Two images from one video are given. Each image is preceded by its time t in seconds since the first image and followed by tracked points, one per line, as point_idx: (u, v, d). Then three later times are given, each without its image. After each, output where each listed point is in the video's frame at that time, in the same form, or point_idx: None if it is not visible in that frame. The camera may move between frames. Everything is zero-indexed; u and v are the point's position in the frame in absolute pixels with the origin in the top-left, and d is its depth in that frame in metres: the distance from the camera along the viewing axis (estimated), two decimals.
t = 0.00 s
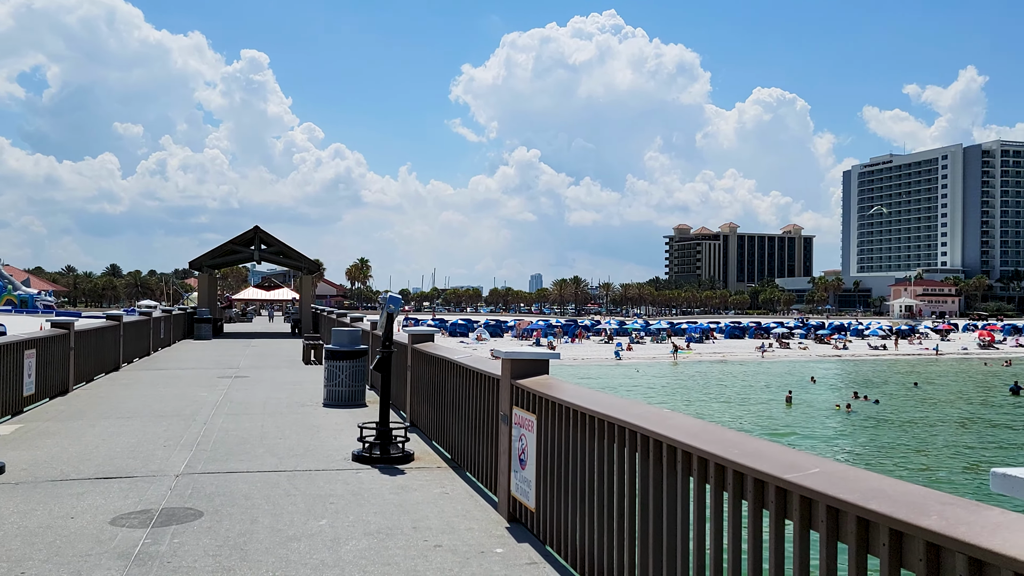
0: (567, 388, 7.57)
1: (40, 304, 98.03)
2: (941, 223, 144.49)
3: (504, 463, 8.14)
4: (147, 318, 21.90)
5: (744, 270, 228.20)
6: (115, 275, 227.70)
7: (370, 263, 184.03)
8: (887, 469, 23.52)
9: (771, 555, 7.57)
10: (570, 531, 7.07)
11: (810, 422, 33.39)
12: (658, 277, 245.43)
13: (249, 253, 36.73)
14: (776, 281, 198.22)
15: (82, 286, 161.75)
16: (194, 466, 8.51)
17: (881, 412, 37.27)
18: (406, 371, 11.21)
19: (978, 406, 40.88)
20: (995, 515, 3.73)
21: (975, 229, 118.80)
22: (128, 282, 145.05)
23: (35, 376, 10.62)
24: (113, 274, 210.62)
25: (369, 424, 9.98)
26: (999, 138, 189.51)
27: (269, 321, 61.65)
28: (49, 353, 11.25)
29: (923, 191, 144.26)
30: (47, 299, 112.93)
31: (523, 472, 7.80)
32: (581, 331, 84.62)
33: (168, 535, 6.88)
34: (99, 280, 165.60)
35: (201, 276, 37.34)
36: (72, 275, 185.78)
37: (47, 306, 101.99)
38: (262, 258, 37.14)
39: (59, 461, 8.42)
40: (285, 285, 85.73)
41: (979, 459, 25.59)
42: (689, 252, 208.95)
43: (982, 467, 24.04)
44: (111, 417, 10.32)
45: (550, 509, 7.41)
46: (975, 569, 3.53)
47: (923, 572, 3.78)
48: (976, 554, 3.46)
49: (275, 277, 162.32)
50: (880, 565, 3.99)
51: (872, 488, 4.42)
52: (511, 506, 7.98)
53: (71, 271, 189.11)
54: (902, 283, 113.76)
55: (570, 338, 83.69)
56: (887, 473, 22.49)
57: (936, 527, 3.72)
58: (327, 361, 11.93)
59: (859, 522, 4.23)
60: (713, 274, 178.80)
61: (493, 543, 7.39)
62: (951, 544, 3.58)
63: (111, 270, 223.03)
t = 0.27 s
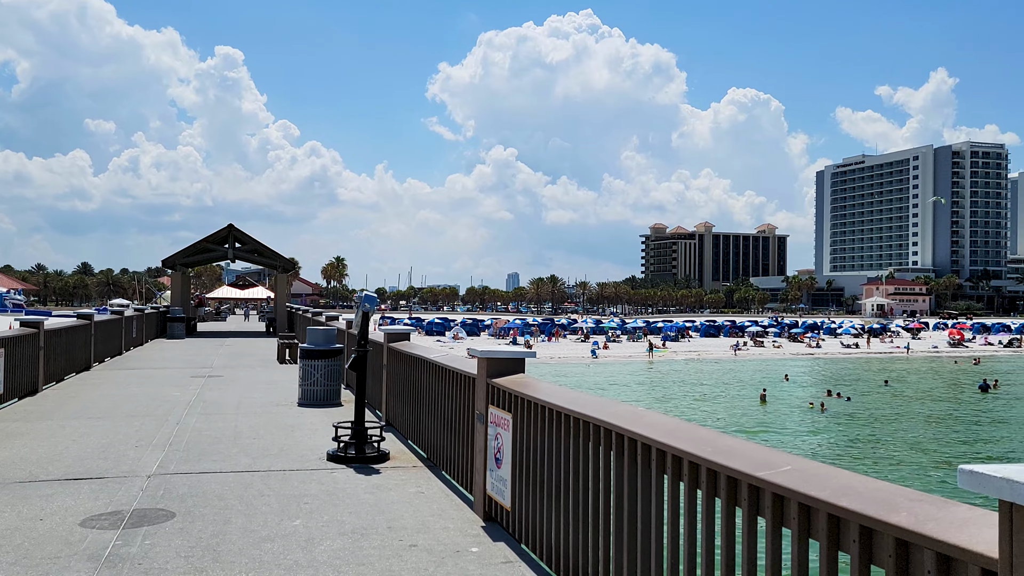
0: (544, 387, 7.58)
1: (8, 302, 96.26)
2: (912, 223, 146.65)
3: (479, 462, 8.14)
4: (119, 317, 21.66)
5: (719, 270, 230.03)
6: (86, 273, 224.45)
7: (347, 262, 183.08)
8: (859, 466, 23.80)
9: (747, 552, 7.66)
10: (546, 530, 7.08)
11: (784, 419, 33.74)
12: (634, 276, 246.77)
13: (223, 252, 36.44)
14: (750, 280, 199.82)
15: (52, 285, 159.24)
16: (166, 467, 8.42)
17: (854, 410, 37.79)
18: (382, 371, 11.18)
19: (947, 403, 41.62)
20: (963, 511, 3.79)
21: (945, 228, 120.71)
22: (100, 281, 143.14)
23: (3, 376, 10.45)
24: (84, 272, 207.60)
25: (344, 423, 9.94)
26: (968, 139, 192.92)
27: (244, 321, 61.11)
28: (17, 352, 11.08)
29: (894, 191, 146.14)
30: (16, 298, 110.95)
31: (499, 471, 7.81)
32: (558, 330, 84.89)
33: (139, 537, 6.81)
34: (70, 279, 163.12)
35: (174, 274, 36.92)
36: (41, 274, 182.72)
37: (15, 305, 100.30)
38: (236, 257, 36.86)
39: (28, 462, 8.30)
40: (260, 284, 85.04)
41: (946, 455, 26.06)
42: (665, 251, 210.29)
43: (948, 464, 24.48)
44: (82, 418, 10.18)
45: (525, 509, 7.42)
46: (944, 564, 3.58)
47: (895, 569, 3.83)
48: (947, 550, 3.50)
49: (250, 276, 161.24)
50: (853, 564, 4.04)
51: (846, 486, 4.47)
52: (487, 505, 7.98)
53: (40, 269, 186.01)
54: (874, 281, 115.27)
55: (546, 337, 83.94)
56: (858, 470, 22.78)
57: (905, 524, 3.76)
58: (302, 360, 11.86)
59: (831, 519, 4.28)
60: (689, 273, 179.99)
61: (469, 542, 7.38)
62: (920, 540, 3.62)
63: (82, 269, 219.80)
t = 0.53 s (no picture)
0: (520, 385, 7.59)
1: None
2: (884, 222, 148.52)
3: (456, 461, 8.13)
4: (90, 316, 21.42)
5: (695, 268, 231.74)
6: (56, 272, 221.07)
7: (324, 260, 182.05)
8: (830, 463, 24.10)
9: (722, 549, 7.74)
10: (522, 528, 7.09)
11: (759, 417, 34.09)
12: (611, 275, 247.68)
13: (196, 250, 36.13)
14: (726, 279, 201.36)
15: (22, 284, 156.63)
16: (138, 467, 8.34)
17: (827, 407, 38.26)
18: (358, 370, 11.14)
19: (917, 401, 42.29)
20: (930, 507, 3.86)
21: (916, 228, 122.40)
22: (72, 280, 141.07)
23: None
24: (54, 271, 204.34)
25: (319, 423, 9.90)
26: (939, 140, 195.97)
27: (219, 320, 60.57)
28: None
29: (867, 191, 147.86)
30: None
31: (475, 470, 7.81)
32: (535, 328, 85.16)
33: (110, 538, 6.73)
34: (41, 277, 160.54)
35: (147, 272, 36.52)
36: (10, 272, 179.63)
37: None
38: (209, 255, 36.55)
39: None
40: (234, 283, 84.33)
41: (914, 451, 26.50)
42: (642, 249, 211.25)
43: (916, 460, 24.91)
44: (51, 418, 10.04)
45: (501, 507, 7.43)
46: (911, 561, 3.63)
47: (864, 565, 3.88)
48: (914, 546, 3.55)
49: (225, 274, 160.06)
50: (823, 559, 4.09)
51: (816, 482, 4.53)
52: (462, 504, 7.97)
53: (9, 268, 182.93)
54: (847, 280, 116.62)
55: (523, 336, 84.12)
56: (830, 467, 23.07)
57: (876, 520, 3.81)
58: (277, 359, 11.80)
59: (802, 516, 4.33)
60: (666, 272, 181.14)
61: (444, 542, 7.38)
62: (890, 535, 3.67)
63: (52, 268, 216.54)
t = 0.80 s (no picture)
0: (499, 385, 7.58)
1: None
2: (859, 223, 150.29)
3: (433, 460, 8.12)
4: (64, 315, 21.20)
5: (673, 268, 233.38)
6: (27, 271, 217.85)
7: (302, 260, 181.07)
8: (803, 460, 24.36)
9: (698, 546, 7.81)
10: (500, 527, 7.09)
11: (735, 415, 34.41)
12: (590, 274, 248.51)
13: (171, 248, 35.80)
14: (703, 278, 202.77)
15: None
16: (112, 468, 8.26)
17: (803, 405, 38.68)
18: (335, 369, 11.10)
19: (890, 398, 42.90)
20: (903, 503, 3.90)
21: (890, 228, 123.97)
22: (44, 279, 139.02)
23: None
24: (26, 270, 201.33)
25: (296, 423, 9.85)
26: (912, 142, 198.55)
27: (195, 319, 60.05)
28: None
29: (842, 191, 149.44)
30: None
31: (452, 469, 7.80)
32: (514, 327, 85.29)
33: (82, 540, 6.65)
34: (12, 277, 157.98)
35: (121, 271, 36.19)
36: None
37: None
38: (184, 254, 36.22)
39: None
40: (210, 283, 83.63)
41: (885, 448, 26.90)
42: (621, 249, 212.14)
43: (887, 457, 25.28)
44: (24, 418, 9.92)
45: (479, 506, 7.41)
46: (884, 555, 3.66)
47: (835, 561, 3.95)
48: (886, 542, 3.59)
49: (201, 273, 158.86)
50: (796, 557, 4.12)
51: (791, 480, 4.56)
52: (440, 504, 7.95)
53: None
54: (822, 280, 117.85)
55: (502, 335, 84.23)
56: (804, 464, 23.32)
57: (846, 517, 3.86)
58: (253, 358, 11.73)
59: (776, 513, 4.37)
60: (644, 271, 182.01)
61: (421, 541, 7.35)
62: (863, 532, 3.71)
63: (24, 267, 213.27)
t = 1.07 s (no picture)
0: (475, 383, 7.59)
1: None
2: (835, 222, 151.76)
3: (410, 459, 8.11)
4: (35, 315, 20.91)
5: (652, 267, 234.31)
6: None
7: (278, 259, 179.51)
8: (778, 458, 24.59)
9: (676, 544, 7.88)
10: (476, 527, 7.10)
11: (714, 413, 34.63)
12: (569, 274, 249.09)
13: (146, 247, 35.44)
14: (682, 278, 204.00)
15: None
16: (84, 469, 8.17)
17: (779, 403, 39.04)
18: (313, 368, 11.05)
19: (864, 396, 43.46)
20: (878, 500, 3.94)
21: (864, 228, 125.44)
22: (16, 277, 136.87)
23: None
24: None
25: (272, 423, 9.80)
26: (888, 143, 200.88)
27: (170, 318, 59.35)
28: None
29: (817, 191, 150.87)
30: None
31: (429, 468, 7.79)
32: (492, 327, 85.29)
33: (53, 543, 6.57)
34: None
35: (95, 270, 35.79)
36: None
37: None
38: (160, 252, 35.87)
39: None
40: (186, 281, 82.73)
41: (858, 445, 27.24)
42: (600, 248, 212.80)
43: (859, 454, 25.61)
44: None
45: (455, 505, 7.41)
46: (857, 551, 3.70)
47: (808, 559, 3.99)
48: (858, 539, 3.63)
49: (176, 272, 157.28)
50: (771, 553, 4.16)
51: (765, 478, 4.60)
52: (417, 503, 7.94)
53: None
54: (798, 279, 118.96)
55: (481, 334, 84.22)
56: (778, 461, 23.55)
57: (820, 514, 3.89)
58: (229, 358, 11.65)
59: (751, 511, 4.40)
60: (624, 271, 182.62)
61: (397, 541, 7.33)
62: (834, 529, 3.75)
63: None
